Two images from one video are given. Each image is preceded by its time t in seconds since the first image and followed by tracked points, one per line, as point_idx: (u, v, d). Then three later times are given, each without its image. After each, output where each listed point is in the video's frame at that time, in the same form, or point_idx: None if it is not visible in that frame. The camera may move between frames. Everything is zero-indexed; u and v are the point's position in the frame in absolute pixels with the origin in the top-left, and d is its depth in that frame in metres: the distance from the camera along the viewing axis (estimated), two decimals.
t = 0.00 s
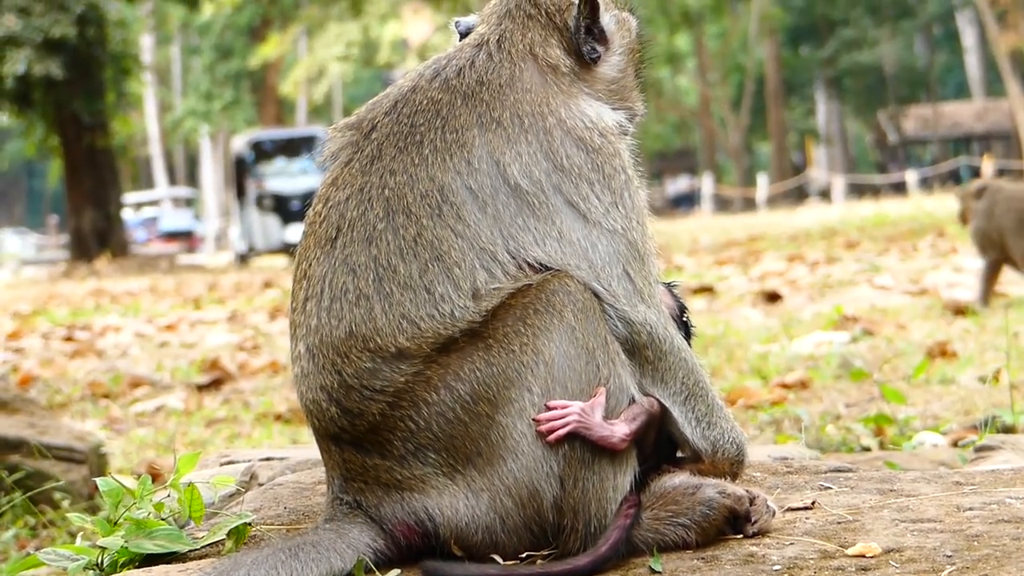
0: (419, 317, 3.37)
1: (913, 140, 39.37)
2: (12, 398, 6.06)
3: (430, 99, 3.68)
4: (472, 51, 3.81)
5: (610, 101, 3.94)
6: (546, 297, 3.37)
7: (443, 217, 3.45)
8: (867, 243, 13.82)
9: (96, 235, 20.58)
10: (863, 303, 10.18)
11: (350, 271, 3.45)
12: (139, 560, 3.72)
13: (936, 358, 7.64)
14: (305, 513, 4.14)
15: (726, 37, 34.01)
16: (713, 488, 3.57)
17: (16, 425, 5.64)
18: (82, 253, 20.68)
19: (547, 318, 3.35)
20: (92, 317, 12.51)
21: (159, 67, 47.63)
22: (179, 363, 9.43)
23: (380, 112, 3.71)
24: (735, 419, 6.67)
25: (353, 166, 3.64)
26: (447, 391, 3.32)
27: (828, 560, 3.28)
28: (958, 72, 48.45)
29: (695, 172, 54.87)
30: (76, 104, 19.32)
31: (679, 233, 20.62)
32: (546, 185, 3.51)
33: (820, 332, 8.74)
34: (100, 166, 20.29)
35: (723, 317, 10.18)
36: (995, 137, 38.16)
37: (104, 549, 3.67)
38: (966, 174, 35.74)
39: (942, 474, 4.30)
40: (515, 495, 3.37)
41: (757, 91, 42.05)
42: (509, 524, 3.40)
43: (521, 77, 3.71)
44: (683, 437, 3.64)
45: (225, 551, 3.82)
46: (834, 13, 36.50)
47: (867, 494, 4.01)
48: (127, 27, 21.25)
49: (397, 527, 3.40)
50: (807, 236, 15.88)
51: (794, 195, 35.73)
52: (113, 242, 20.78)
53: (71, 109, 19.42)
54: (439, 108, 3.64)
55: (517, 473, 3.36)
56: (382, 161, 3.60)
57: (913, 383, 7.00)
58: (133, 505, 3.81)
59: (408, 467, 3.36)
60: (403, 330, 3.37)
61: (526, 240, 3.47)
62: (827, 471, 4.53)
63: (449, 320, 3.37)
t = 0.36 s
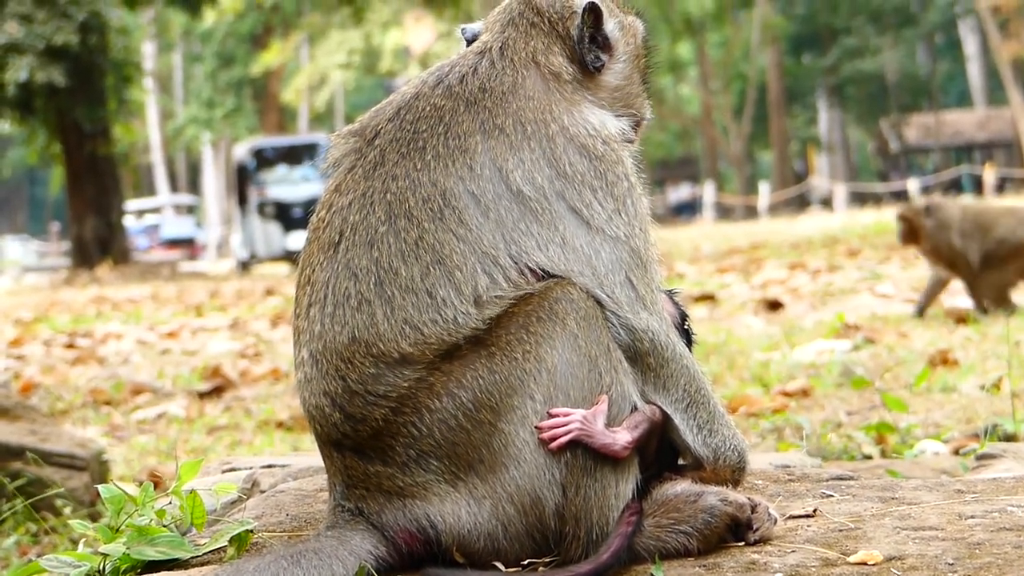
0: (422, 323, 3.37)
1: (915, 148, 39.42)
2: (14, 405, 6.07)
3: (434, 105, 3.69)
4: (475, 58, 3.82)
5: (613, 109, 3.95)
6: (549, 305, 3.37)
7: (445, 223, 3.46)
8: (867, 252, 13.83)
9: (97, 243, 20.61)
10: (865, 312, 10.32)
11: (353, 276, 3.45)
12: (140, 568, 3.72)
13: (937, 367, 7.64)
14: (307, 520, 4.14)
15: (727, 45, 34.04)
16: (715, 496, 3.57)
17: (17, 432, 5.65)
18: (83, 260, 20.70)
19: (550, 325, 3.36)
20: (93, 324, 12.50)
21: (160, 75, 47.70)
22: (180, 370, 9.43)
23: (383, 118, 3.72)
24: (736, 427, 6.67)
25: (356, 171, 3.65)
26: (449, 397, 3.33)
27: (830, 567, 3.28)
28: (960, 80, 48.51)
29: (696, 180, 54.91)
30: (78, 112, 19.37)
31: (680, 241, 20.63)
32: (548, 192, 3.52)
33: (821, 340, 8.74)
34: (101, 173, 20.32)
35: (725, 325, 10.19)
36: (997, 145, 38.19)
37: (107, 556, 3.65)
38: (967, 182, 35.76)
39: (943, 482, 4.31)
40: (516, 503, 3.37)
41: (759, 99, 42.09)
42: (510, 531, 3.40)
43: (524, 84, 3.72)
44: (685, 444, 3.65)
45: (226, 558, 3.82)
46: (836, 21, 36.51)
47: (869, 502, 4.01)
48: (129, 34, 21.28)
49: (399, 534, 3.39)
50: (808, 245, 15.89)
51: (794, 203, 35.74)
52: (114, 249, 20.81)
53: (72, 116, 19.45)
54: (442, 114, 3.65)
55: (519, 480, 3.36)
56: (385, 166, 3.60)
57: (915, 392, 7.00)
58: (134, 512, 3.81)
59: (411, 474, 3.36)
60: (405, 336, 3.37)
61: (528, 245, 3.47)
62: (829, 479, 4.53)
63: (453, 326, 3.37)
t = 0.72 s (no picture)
0: (425, 328, 3.38)
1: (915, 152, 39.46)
2: (17, 409, 6.08)
3: (438, 111, 3.70)
4: (480, 65, 3.83)
5: (619, 115, 3.96)
6: (552, 310, 3.38)
7: (448, 228, 3.46)
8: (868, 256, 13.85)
9: (98, 248, 20.61)
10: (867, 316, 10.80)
11: (356, 281, 3.46)
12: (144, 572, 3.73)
13: (939, 370, 7.65)
14: (310, 524, 4.15)
15: (728, 49, 34.06)
16: (719, 500, 3.57)
17: (19, 437, 5.65)
18: (84, 265, 20.69)
19: (553, 330, 3.36)
20: (95, 329, 12.51)
21: (161, 80, 47.75)
22: (181, 374, 9.44)
23: (388, 124, 3.73)
24: (738, 431, 6.67)
25: (360, 176, 3.66)
26: (453, 402, 3.33)
27: (832, 571, 3.28)
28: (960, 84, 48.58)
29: (697, 184, 54.96)
30: (79, 116, 19.38)
31: (681, 245, 20.66)
32: (552, 200, 3.53)
33: (823, 344, 8.75)
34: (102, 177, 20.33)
35: (726, 329, 10.19)
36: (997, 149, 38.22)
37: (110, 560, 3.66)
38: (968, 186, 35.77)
39: (945, 486, 4.31)
40: (520, 507, 3.38)
41: (759, 103, 42.12)
42: (513, 537, 3.40)
43: (527, 90, 3.73)
44: (688, 450, 3.65)
45: (229, 562, 3.83)
46: (836, 25, 36.49)
47: (871, 506, 4.01)
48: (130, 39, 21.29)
49: (401, 539, 3.39)
50: (809, 249, 15.90)
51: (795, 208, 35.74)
52: (116, 253, 20.81)
53: (73, 120, 19.47)
54: (447, 120, 3.66)
55: (522, 485, 3.36)
56: (390, 171, 3.61)
57: (917, 396, 7.01)
58: (137, 516, 3.81)
59: (414, 478, 3.36)
60: (409, 341, 3.38)
61: (532, 252, 3.48)
62: (831, 483, 4.54)
63: (455, 331, 3.38)
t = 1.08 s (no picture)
0: (427, 329, 3.38)
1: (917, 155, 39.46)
2: (18, 409, 6.08)
3: (439, 112, 3.70)
4: (480, 65, 3.84)
5: (619, 115, 3.96)
6: (553, 310, 3.38)
7: (450, 230, 3.47)
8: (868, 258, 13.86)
9: (100, 248, 20.61)
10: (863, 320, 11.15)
11: (357, 282, 3.46)
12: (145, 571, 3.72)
13: (940, 373, 7.67)
14: (310, 524, 4.15)
15: (729, 51, 34.05)
16: (719, 502, 3.58)
17: (20, 436, 5.65)
18: (85, 264, 20.69)
19: (554, 330, 3.36)
20: (95, 328, 12.51)
21: (162, 80, 47.74)
22: (182, 374, 9.44)
23: (389, 125, 3.74)
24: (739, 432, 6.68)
25: (361, 177, 3.66)
26: (453, 403, 3.33)
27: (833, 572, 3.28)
28: (961, 87, 48.60)
29: (698, 186, 54.96)
30: (80, 116, 19.40)
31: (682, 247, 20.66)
32: (554, 201, 3.53)
33: (823, 346, 8.75)
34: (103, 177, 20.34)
35: (727, 331, 10.20)
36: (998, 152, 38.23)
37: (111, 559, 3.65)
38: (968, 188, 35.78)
39: (947, 487, 4.31)
40: (520, 507, 3.38)
41: (760, 105, 42.11)
42: (514, 537, 3.41)
43: (528, 91, 3.73)
44: (689, 451, 3.65)
45: (231, 562, 3.82)
46: (838, 28, 36.47)
47: (871, 507, 4.01)
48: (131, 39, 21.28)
49: (403, 539, 3.39)
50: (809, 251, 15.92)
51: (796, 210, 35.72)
52: (116, 253, 20.81)
53: (75, 120, 19.48)
54: (448, 121, 3.67)
55: (523, 485, 3.37)
56: (392, 171, 3.61)
57: (917, 398, 7.02)
58: (138, 516, 3.80)
59: (415, 479, 3.36)
60: (411, 341, 3.38)
61: (534, 253, 3.49)
62: (832, 484, 4.54)
63: (456, 332, 3.38)
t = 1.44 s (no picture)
0: (429, 323, 3.38)
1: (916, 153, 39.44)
2: (17, 407, 6.08)
3: (443, 108, 3.70)
4: (483, 61, 3.84)
5: (622, 111, 3.96)
6: (555, 307, 3.38)
7: (453, 224, 3.46)
8: (866, 258, 13.84)
9: (99, 245, 20.59)
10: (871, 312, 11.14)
11: (360, 276, 3.46)
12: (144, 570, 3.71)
13: (939, 372, 7.66)
14: (310, 522, 4.15)
15: (729, 50, 34.02)
16: (719, 501, 3.58)
17: (19, 434, 5.65)
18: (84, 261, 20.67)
19: (556, 327, 3.36)
20: (94, 326, 12.50)
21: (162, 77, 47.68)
22: (181, 372, 9.44)
23: (393, 120, 3.73)
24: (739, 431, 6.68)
25: (365, 172, 3.66)
26: (456, 399, 3.33)
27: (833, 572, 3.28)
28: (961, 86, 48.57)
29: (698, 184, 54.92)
30: (80, 113, 19.40)
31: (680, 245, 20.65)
32: (558, 197, 3.53)
33: (822, 345, 8.75)
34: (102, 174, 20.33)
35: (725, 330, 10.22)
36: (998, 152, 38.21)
37: (110, 557, 3.64)
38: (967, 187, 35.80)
39: (947, 487, 4.31)
40: (521, 505, 3.38)
41: (760, 104, 42.08)
42: (515, 534, 3.41)
43: (531, 87, 3.73)
44: (689, 450, 3.65)
45: (231, 560, 3.82)
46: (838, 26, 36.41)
47: (871, 507, 4.01)
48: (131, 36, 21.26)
49: (403, 536, 3.39)
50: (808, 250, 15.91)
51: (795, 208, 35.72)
52: (115, 250, 20.80)
53: (74, 117, 19.48)
54: (452, 117, 3.66)
55: (524, 482, 3.37)
56: (395, 166, 3.61)
57: (916, 397, 7.02)
58: (137, 514, 3.79)
59: (416, 475, 3.36)
60: (414, 336, 3.38)
61: (537, 248, 3.48)
62: (832, 484, 4.54)
63: (459, 327, 3.38)
